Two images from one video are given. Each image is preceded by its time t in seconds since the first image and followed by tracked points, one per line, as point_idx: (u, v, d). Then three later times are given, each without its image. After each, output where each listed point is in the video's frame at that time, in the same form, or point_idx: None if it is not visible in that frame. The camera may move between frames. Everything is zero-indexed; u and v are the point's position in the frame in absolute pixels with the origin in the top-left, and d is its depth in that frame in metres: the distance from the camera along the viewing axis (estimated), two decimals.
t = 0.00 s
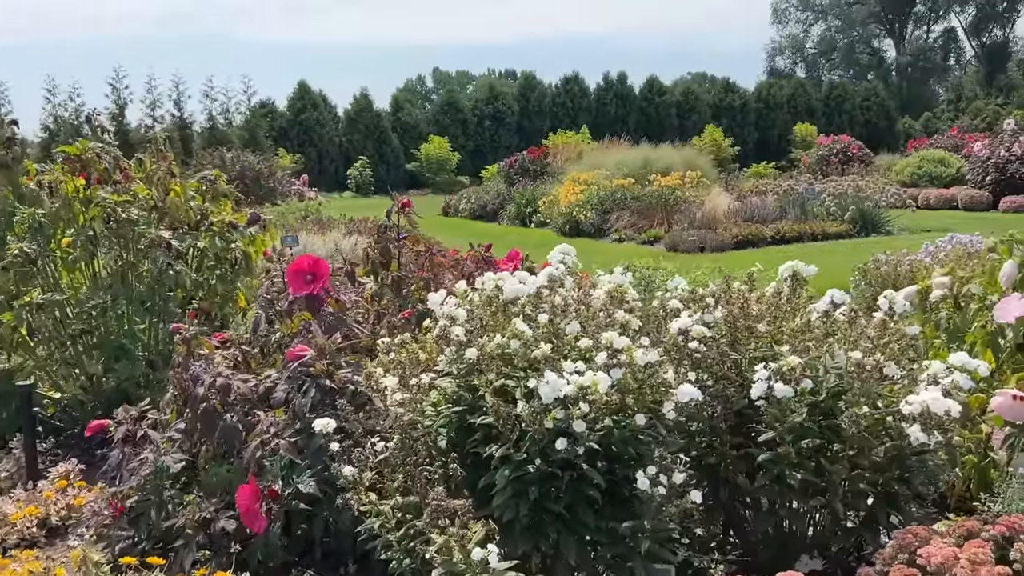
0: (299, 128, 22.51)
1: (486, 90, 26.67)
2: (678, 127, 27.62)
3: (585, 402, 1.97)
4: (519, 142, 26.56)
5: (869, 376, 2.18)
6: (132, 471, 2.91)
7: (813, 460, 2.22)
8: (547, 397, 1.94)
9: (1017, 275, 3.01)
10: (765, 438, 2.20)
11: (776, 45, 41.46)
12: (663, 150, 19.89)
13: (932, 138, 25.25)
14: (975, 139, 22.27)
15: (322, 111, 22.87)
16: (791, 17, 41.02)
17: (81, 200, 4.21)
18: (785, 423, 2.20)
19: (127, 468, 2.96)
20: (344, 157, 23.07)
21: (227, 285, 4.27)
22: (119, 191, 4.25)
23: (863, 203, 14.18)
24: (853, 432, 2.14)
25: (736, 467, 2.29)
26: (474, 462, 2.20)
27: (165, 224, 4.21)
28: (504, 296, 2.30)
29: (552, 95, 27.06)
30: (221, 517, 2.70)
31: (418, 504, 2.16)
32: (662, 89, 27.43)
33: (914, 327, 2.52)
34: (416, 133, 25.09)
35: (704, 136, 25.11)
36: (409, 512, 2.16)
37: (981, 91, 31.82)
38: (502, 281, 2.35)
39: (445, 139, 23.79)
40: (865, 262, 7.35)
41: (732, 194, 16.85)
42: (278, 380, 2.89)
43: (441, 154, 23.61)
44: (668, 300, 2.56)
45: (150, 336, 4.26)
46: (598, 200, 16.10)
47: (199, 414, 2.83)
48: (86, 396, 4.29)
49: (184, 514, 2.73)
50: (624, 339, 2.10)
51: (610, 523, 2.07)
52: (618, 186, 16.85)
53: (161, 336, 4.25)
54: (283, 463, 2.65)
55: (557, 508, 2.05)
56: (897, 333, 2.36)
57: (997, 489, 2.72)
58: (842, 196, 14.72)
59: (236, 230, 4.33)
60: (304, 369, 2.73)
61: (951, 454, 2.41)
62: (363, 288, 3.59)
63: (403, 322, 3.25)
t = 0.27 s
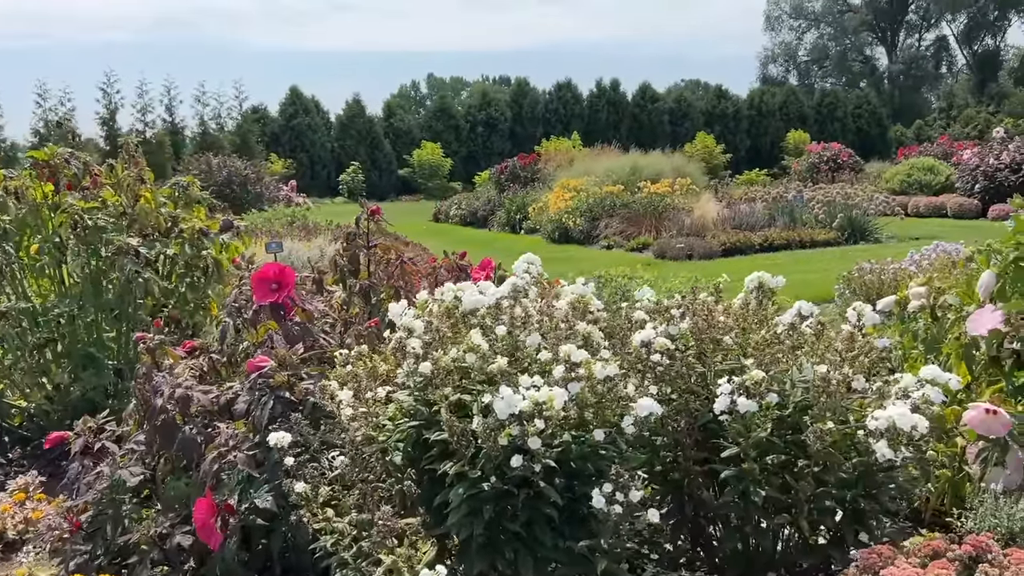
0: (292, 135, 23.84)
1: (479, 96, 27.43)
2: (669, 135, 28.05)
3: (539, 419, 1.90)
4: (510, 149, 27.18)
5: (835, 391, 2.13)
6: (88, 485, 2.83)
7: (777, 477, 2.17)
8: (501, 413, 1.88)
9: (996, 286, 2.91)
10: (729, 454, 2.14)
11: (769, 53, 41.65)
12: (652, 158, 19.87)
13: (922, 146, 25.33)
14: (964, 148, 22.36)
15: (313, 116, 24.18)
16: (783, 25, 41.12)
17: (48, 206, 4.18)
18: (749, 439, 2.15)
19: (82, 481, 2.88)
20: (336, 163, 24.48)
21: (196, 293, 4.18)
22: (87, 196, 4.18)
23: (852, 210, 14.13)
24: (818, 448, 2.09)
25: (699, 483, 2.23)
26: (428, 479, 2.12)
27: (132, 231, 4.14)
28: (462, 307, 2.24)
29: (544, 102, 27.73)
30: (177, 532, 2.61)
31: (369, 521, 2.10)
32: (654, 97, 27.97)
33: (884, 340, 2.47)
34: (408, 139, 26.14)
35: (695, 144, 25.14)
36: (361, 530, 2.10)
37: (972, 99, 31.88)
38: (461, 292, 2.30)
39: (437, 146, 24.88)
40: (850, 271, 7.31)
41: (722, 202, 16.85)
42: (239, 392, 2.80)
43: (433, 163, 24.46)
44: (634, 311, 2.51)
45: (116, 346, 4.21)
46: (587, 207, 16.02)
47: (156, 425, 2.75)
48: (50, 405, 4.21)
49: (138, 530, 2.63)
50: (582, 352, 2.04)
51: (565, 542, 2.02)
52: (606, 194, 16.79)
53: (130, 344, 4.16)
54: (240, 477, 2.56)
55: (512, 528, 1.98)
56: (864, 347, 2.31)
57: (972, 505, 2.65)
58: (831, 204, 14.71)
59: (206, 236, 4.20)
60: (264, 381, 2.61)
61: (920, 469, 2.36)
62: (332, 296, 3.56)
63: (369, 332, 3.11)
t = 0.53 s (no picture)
0: (291, 137, 23.95)
1: (479, 99, 27.65)
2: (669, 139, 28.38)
3: (499, 432, 1.84)
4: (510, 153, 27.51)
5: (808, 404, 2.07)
6: (53, 494, 2.77)
7: (749, 492, 2.11)
8: (461, 426, 1.81)
9: (978, 295, 2.88)
10: (699, 468, 2.08)
11: (769, 58, 41.66)
12: (649, 162, 19.80)
13: (921, 152, 25.26)
14: (963, 153, 22.28)
15: (313, 118, 24.34)
16: (784, 29, 41.12)
17: (22, 209, 4.12)
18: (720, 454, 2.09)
19: (47, 489, 2.82)
20: (336, 166, 24.63)
21: (174, 298, 4.11)
22: (62, 199, 4.10)
23: (848, 216, 14.07)
24: (790, 463, 2.03)
25: (670, 498, 2.17)
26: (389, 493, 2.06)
27: (108, 234, 4.06)
28: (428, 315, 2.15)
29: (544, 105, 27.99)
30: (140, 544, 2.53)
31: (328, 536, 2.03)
32: (654, 100, 28.38)
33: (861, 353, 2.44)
34: (409, 142, 26.32)
35: (693, 148, 25.13)
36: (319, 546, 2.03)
37: (971, 105, 31.85)
38: (427, 299, 2.22)
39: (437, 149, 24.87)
40: (842, 277, 7.26)
41: (719, 206, 16.80)
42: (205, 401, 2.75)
43: (433, 166, 24.35)
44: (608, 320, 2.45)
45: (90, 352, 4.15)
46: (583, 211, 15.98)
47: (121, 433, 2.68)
48: (21, 411, 4.10)
49: (99, 542, 2.55)
50: (547, 364, 1.98)
51: (529, 559, 1.96)
52: (603, 198, 16.74)
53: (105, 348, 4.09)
54: (205, 488, 2.48)
55: (474, 545, 1.92)
56: (839, 358, 2.26)
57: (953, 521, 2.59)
58: (828, 210, 14.64)
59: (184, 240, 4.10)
60: (233, 390, 2.58)
61: (897, 484, 2.30)
62: (307, 301, 3.46)
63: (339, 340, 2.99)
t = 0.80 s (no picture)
0: (298, 136, 24.02)
1: (487, 99, 27.66)
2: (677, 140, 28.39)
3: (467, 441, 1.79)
4: (517, 153, 27.52)
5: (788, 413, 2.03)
6: (28, 497, 2.72)
7: (729, 502, 2.06)
8: (429, 434, 1.76)
9: (972, 300, 2.83)
10: (677, 478, 2.03)
11: (778, 59, 41.47)
12: (654, 163, 19.72)
13: (929, 154, 25.09)
14: (972, 155, 22.11)
15: (321, 118, 24.37)
16: (794, 30, 40.78)
17: (9, 207, 4.09)
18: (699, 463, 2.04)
19: (23, 492, 2.75)
20: (343, 165, 24.68)
21: (161, 297, 4.08)
22: (49, 198, 4.08)
23: (854, 218, 13.95)
24: (770, 473, 1.98)
25: (649, 508, 2.11)
26: (360, 502, 2.01)
27: (94, 233, 4.03)
28: (401, 319, 2.12)
29: (552, 106, 27.98)
30: (115, 550, 2.48)
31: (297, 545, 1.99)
32: (661, 101, 28.21)
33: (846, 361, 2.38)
34: (416, 141, 26.32)
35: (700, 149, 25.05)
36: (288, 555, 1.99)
37: (981, 107, 31.64)
38: (400, 303, 2.19)
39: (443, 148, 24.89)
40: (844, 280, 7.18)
41: (724, 208, 16.71)
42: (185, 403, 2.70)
43: (440, 166, 24.57)
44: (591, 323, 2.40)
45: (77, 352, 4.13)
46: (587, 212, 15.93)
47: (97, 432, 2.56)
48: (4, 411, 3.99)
49: (74, 547, 2.50)
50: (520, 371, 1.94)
51: (501, 569, 1.92)
52: (607, 199, 16.67)
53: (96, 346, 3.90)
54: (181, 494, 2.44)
55: (444, 556, 1.87)
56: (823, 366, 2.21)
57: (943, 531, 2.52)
58: (833, 212, 14.54)
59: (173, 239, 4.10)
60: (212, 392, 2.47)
61: (884, 496, 2.24)
62: (293, 302, 3.38)
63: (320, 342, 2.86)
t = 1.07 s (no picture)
0: (311, 135, 24.07)
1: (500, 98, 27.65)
2: (691, 139, 28.32)
3: (437, 446, 1.76)
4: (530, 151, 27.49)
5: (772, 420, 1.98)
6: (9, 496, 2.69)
7: (710, 510, 2.02)
8: (398, 439, 1.74)
9: (973, 303, 2.70)
10: (657, 484, 1.99)
11: (794, 58, 41.19)
12: (665, 162, 19.60)
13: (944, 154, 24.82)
14: (988, 156, 21.85)
15: (334, 116, 24.44)
16: (810, 30, 40.12)
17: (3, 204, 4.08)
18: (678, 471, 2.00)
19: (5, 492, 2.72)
20: (356, 163, 24.73)
21: (155, 295, 4.06)
22: (43, 196, 4.08)
23: (865, 218, 13.79)
24: (751, 482, 1.93)
25: (631, 514, 2.07)
26: (333, 507, 1.98)
27: (88, 231, 4.03)
28: (379, 322, 2.08)
29: (565, 105, 27.96)
30: (93, 552, 2.45)
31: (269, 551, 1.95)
32: (675, 100, 28.27)
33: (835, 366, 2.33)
34: (428, 140, 26.31)
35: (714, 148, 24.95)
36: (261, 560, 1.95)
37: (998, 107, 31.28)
38: (378, 304, 2.15)
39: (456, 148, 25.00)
40: (851, 281, 7.09)
41: (735, 208, 16.59)
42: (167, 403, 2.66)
43: (452, 164, 24.69)
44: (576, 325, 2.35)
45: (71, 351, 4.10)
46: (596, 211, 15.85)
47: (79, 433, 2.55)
48: None
49: (52, 548, 2.47)
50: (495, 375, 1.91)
51: None
52: (616, 198, 16.58)
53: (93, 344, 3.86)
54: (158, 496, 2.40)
55: (416, 563, 1.84)
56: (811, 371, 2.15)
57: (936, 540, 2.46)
58: (845, 212, 14.39)
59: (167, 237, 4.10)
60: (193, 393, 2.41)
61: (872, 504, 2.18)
62: (282, 302, 3.27)
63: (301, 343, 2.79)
